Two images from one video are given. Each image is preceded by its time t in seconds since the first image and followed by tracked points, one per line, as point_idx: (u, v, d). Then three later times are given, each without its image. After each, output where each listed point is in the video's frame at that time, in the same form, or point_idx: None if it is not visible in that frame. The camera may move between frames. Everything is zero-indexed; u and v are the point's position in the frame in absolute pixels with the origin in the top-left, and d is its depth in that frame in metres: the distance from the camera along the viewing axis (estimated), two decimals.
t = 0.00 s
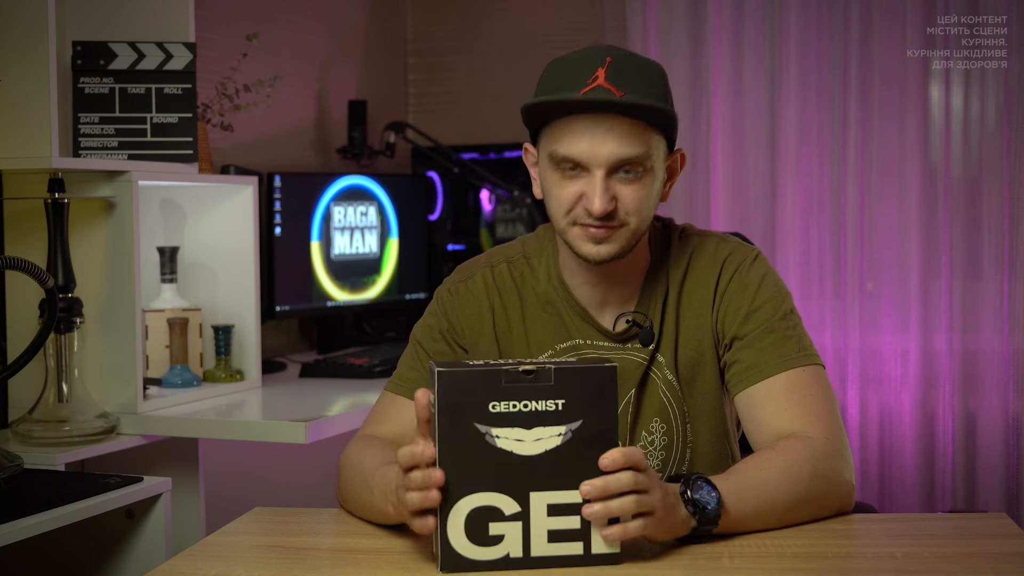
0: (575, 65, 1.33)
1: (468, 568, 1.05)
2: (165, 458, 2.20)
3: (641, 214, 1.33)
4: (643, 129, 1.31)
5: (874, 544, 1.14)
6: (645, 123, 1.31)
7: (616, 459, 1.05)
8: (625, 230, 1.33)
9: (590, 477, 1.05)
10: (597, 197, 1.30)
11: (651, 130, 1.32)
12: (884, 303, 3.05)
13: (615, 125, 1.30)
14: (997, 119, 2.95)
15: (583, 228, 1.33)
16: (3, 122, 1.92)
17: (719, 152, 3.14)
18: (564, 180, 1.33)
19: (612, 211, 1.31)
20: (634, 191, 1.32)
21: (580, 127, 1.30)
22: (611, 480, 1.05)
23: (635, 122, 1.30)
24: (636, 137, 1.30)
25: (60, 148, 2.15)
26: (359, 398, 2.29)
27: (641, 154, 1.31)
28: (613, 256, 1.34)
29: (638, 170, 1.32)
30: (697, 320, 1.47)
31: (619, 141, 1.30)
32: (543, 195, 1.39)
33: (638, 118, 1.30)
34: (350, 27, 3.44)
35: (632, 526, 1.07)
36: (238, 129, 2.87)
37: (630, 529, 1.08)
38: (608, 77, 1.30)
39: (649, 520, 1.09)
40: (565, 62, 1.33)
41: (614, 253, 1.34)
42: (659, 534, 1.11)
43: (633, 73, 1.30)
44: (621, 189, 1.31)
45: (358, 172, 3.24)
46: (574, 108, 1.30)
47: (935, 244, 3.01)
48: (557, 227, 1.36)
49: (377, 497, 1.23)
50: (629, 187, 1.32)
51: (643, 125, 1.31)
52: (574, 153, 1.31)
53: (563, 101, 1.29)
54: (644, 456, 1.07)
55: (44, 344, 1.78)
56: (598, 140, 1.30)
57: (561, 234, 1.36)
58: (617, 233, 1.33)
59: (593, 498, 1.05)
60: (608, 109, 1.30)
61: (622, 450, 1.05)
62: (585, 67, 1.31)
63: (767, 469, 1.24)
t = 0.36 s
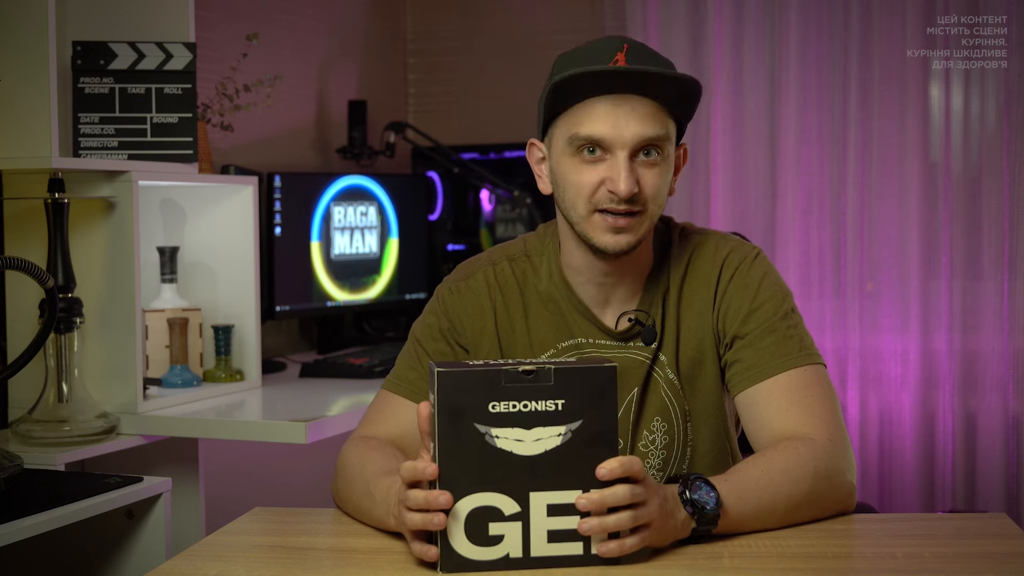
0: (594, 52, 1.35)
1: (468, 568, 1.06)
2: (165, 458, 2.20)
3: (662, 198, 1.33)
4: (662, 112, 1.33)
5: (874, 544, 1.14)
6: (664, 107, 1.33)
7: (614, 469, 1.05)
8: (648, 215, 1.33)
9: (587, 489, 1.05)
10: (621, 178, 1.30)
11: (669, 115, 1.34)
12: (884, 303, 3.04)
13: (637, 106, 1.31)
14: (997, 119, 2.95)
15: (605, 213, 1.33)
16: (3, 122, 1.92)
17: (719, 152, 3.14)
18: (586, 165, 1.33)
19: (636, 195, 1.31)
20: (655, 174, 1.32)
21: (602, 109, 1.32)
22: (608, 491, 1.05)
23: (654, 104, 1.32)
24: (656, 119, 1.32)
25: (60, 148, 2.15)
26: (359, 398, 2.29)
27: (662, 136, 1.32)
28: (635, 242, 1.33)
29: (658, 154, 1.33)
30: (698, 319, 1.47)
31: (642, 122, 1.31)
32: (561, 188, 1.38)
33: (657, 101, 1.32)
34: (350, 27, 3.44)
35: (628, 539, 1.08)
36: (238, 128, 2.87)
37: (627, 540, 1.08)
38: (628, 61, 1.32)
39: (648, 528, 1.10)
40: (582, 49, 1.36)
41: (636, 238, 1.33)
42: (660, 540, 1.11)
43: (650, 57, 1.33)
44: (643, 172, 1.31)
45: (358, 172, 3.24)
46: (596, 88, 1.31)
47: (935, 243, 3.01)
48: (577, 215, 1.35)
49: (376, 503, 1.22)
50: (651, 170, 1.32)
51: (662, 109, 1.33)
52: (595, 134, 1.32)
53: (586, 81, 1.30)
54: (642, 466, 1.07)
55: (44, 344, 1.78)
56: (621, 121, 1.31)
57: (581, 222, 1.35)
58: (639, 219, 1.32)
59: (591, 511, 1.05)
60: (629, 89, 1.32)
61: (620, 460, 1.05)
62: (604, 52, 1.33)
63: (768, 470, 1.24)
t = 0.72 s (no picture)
0: (604, 62, 1.33)
1: (468, 568, 1.06)
2: (165, 458, 2.20)
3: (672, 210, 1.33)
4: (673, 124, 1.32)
5: (875, 544, 1.14)
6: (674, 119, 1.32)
7: (614, 468, 1.05)
8: (658, 228, 1.32)
9: (587, 489, 1.05)
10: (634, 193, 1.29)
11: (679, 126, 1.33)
12: (884, 303, 3.04)
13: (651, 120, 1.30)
14: (997, 119, 2.95)
15: (617, 225, 1.32)
16: (3, 121, 1.92)
17: (720, 152, 3.14)
18: (598, 177, 1.32)
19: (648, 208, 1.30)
20: (667, 187, 1.31)
21: (616, 123, 1.30)
22: (608, 492, 1.05)
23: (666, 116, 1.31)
24: (668, 132, 1.30)
25: (60, 148, 2.15)
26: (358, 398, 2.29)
27: (674, 150, 1.31)
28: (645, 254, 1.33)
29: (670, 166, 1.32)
30: (698, 320, 1.47)
31: (655, 136, 1.29)
32: (570, 194, 1.37)
33: (668, 112, 1.31)
34: (350, 27, 3.44)
35: (628, 538, 1.08)
36: (238, 128, 2.87)
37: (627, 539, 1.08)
38: (639, 71, 1.31)
39: (648, 528, 1.10)
40: (593, 61, 1.35)
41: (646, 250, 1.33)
42: (660, 540, 1.11)
43: (660, 68, 1.33)
44: (656, 185, 1.30)
45: (358, 172, 3.23)
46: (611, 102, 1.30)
47: (935, 243, 3.01)
48: (588, 225, 1.35)
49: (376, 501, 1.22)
50: (662, 182, 1.31)
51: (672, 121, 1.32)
52: (607, 148, 1.30)
53: (596, 95, 1.29)
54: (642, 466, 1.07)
55: (44, 344, 1.78)
56: (635, 134, 1.30)
57: (592, 232, 1.35)
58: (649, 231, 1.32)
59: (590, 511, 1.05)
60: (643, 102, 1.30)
61: (620, 460, 1.05)
62: (615, 63, 1.32)
63: (769, 470, 1.24)
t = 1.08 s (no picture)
0: (611, 74, 1.32)
1: (468, 568, 1.06)
2: (165, 458, 2.19)
3: (674, 223, 1.33)
4: (678, 138, 1.31)
5: (875, 544, 1.14)
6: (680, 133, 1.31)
7: (614, 469, 1.04)
8: (659, 240, 1.32)
9: (587, 490, 1.05)
10: (636, 207, 1.29)
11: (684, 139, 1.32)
12: (884, 303, 3.04)
13: (655, 134, 1.29)
14: (997, 119, 2.95)
15: (619, 237, 1.32)
16: (3, 121, 1.92)
17: (720, 152, 3.14)
18: (601, 188, 1.32)
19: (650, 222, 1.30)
20: (669, 199, 1.31)
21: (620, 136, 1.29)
22: (608, 492, 1.05)
23: (672, 131, 1.30)
24: (673, 145, 1.30)
25: (61, 148, 2.15)
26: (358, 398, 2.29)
27: (678, 163, 1.30)
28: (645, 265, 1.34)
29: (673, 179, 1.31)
30: (701, 320, 1.47)
31: (658, 150, 1.29)
32: (573, 203, 1.37)
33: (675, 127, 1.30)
34: (350, 27, 3.44)
35: (629, 539, 1.07)
36: (238, 129, 2.87)
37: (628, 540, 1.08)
38: (646, 84, 1.30)
39: (649, 528, 1.09)
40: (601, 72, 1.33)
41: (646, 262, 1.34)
42: (660, 540, 1.11)
43: (668, 80, 1.31)
44: (658, 198, 1.30)
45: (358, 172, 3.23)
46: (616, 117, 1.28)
47: (936, 243, 3.01)
48: (591, 236, 1.35)
49: (376, 501, 1.22)
50: (665, 195, 1.31)
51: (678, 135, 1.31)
52: (610, 161, 1.30)
53: (602, 111, 1.28)
54: (643, 466, 1.07)
55: (44, 344, 1.78)
56: (639, 149, 1.29)
57: (594, 243, 1.35)
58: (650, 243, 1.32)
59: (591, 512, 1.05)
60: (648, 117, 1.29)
61: (620, 460, 1.05)
62: (622, 75, 1.31)
63: (771, 470, 1.24)
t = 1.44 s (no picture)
0: (583, 77, 1.31)
1: (468, 568, 1.06)
2: (165, 458, 2.19)
3: (647, 226, 1.32)
4: (650, 142, 1.29)
5: (875, 544, 1.14)
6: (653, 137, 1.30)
7: (614, 469, 1.05)
8: (632, 243, 1.32)
9: (587, 490, 1.05)
10: (603, 211, 1.29)
11: (658, 143, 1.30)
12: (884, 303, 3.05)
13: (623, 139, 1.28)
14: (997, 119, 2.95)
15: (589, 241, 1.33)
16: (3, 121, 1.92)
17: (720, 152, 3.14)
18: (571, 192, 1.32)
19: (619, 225, 1.30)
20: (641, 203, 1.31)
21: (588, 141, 1.29)
22: (608, 492, 1.05)
23: (646, 135, 1.29)
24: (644, 150, 1.29)
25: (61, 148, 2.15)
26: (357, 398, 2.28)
27: (649, 167, 1.29)
28: (619, 269, 1.34)
29: (645, 182, 1.31)
30: (701, 320, 1.47)
31: (627, 154, 1.28)
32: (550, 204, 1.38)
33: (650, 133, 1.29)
34: (350, 27, 3.44)
35: (628, 540, 1.07)
36: (238, 128, 2.87)
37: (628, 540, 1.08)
38: (616, 88, 1.28)
39: (648, 529, 1.09)
40: (574, 74, 1.32)
41: (619, 266, 1.34)
42: (660, 540, 1.11)
43: (642, 83, 1.29)
44: (627, 202, 1.30)
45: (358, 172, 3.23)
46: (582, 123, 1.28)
47: (935, 244, 3.01)
48: (565, 238, 1.35)
49: (376, 501, 1.22)
50: (635, 199, 1.31)
51: (651, 139, 1.29)
52: (579, 165, 1.29)
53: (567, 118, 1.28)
54: (643, 466, 1.07)
55: (44, 344, 1.78)
56: (606, 154, 1.28)
57: (569, 246, 1.35)
58: (622, 247, 1.32)
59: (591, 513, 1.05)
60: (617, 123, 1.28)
61: (620, 460, 1.05)
62: (593, 78, 1.30)
63: (770, 470, 1.24)
